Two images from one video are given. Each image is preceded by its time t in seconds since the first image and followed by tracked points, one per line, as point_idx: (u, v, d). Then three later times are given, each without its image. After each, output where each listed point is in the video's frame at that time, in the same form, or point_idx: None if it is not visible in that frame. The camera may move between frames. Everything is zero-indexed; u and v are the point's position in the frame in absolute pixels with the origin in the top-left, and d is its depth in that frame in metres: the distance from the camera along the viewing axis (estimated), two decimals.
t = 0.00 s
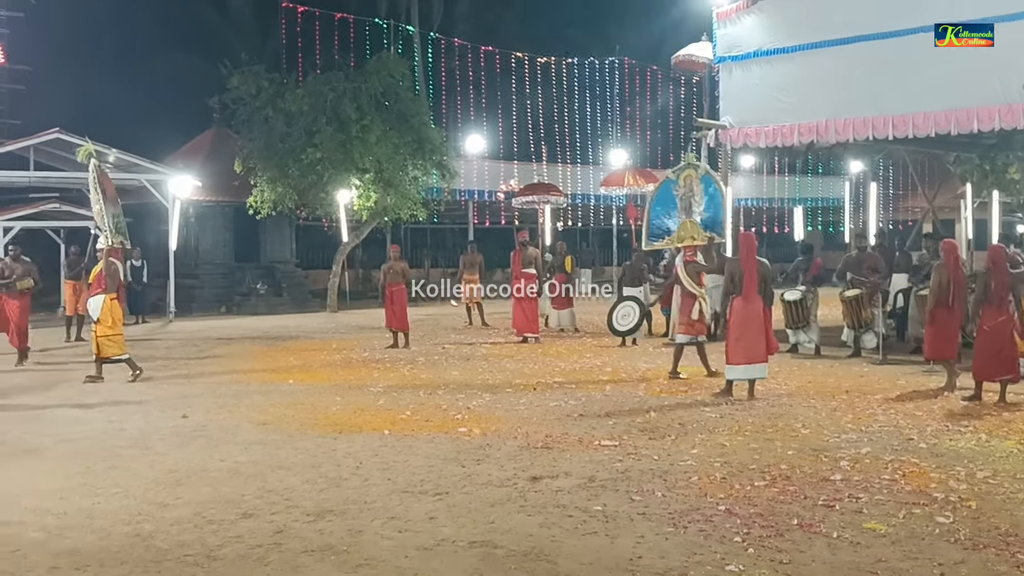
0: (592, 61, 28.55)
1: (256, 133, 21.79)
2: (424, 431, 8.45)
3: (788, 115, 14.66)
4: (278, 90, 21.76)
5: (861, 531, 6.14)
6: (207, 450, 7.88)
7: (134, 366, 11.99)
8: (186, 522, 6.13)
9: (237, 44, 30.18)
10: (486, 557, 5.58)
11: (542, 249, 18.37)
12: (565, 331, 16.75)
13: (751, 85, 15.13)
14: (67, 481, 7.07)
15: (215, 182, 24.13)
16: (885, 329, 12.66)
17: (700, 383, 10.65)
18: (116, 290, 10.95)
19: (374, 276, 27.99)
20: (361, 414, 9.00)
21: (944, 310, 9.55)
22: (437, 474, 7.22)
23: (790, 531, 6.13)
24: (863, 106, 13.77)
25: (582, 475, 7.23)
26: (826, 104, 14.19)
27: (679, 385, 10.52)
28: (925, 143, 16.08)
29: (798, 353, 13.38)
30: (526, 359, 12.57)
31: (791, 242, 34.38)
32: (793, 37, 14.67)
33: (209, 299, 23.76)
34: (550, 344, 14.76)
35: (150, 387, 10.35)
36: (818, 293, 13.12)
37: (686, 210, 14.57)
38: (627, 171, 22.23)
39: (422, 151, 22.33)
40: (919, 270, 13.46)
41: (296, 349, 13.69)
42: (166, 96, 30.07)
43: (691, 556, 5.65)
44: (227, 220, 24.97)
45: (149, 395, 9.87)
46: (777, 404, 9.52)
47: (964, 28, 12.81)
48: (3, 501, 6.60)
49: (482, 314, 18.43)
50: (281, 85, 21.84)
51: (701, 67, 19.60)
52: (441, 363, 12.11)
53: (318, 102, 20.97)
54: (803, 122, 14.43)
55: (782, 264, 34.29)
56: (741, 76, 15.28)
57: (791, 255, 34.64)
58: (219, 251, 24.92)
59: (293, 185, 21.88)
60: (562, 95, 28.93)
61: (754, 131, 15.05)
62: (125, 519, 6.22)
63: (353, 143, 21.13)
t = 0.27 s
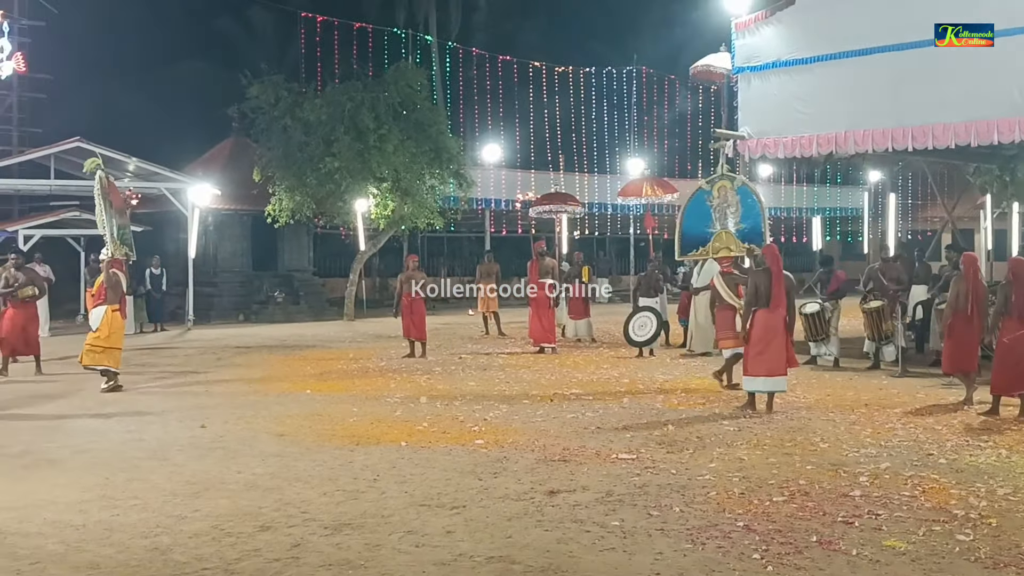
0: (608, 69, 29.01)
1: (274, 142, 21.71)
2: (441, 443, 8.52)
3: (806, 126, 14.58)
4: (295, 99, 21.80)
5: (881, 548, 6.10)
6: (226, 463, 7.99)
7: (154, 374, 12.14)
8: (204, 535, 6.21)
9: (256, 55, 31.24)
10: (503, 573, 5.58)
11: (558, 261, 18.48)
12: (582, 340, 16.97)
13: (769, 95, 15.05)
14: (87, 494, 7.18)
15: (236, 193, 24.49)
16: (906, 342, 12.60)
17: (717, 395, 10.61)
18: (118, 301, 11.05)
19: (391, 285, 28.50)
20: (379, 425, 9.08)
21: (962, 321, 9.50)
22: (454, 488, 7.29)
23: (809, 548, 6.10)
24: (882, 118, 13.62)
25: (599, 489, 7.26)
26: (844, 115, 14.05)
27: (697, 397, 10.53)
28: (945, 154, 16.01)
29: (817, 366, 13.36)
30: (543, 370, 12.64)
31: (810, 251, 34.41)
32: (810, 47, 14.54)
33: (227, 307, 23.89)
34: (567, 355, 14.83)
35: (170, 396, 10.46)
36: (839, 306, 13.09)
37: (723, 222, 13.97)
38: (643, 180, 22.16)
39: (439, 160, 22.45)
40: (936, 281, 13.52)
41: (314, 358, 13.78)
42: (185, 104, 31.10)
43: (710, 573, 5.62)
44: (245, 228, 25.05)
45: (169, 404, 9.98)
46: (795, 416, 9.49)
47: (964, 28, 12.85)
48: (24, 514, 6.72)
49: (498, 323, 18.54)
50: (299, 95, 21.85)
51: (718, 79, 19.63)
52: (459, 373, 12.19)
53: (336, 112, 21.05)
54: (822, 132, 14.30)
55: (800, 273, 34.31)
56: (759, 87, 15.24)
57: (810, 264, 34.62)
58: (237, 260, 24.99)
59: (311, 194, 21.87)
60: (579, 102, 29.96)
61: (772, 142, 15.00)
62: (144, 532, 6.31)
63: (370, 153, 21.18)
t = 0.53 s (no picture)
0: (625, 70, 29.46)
1: (291, 145, 21.81)
2: (457, 447, 8.54)
3: (824, 128, 14.32)
4: (312, 103, 21.81)
5: (901, 555, 6.05)
6: (243, 467, 8.03)
7: (170, 377, 12.18)
8: (221, 539, 6.24)
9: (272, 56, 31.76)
10: None
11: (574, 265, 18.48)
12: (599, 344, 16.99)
13: (786, 98, 14.80)
14: (105, 497, 7.23)
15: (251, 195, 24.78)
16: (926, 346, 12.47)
17: (734, 400, 10.54)
18: (120, 305, 10.88)
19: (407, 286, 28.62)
20: (395, 428, 9.08)
21: (980, 325, 9.30)
22: (471, 492, 7.31)
23: (828, 555, 6.05)
24: (902, 120, 13.50)
25: (617, 494, 7.24)
26: (863, 118, 13.88)
27: (714, 402, 10.46)
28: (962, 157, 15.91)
29: (836, 369, 13.27)
30: (560, 373, 12.61)
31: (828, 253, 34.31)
32: (828, 50, 14.37)
33: (244, 309, 24.06)
34: (583, 358, 14.80)
35: (187, 399, 10.48)
36: (858, 309, 12.96)
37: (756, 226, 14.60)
38: (661, 183, 22.01)
39: (455, 163, 22.49)
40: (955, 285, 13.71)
41: (331, 360, 13.81)
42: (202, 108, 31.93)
43: None
44: (262, 231, 25.20)
45: (186, 406, 10.01)
46: (813, 421, 9.42)
47: (964, 28, 13.01)
48: (43, 517, 6.79)
49: (514, 326, 18.55)
50: (316, 97, 21.87)
51: (736, 80, 19.52)
52: (476, 376, 12.18)
53: (352, 114, 21.10)
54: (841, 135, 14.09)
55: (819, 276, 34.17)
56: (777, 89, 14.94)
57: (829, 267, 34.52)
58: (254, 262, 25.14)
59: (327, 197, 21.90)
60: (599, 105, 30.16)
61: (791, 145, 14.70)
62: (163, 535, 6.36)
63: (386, 155, 21.20)
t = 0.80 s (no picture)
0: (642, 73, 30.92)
1: (309, 147, 21.95)
2: (475, 448, 8.55)
3: (843, 129, 14.33)
4: (331, 104, 21.99)
5: (920, 559, 6.00)
6: (261, 469, 8.07)
7: (188, 379, 12.24)
8: (239, 542, 6.29)
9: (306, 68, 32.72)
10: None
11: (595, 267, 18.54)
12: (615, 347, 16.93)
13: (806, 100, 14.83)
14: (124, 499, 7.29)
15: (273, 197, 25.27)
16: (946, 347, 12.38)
17: (752, 402, 10.50)
18: (121, 305, 10.64)
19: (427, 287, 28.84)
20: (413, 430, 9.11)
21: (997, 328, 9.15)
22: (490, 494, 7.32)
23: (848, 559, 6.01)
24: (920, 121, 13.43)
25: (635, 497, 7.24)
26: (882, 119, 13.84)
27: (732, 404, 10.42)
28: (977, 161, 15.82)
29: (855, 371, 13.14)
30: (577, 375, 12.60)
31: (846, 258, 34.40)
32: (847, 51, 14.35)
33: (263, 310, 24.43)
34: (601, 360, 14.79)
35: (206, 400, 10.52)
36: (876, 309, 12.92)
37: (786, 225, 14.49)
38: (678, 184, 21.95)
39: (473, 166, 22.55)
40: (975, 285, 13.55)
41: (350, 362, 13.83)
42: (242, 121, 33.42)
43: None
44: (281, 232, 25.86)
45: (205, 408, 10.05)
46: (833, 425, 9.30)
47: (964, 28, 13.02)
48: (62, 520, 6.87)
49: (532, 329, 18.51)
50: (336, 100, 22.03)
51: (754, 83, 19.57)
52: (494, 377, 12.20)
53: (371, 117, 21.25)
54: (861, 137, 14.05)
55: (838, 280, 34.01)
56: (796, 91, 14.97)
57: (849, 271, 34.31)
58: (273, 264, 25.78)
59: (346, 199, 21.97)
60: (615, 107, 31.73)
61: (810, 145, 14.71)
62: (182, 537, 6.42)
63: (404, 157, 21.24)
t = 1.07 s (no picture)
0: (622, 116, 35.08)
1: (358, 177, 26.88)
2: (490, 416, 10.72)
3: (783, 162, 18.81)
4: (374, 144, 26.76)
5: (845, 504, 7.84)
6: (318, 433, 10.13)
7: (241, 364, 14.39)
8: (303, 492, 8.19)
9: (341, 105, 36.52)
10: (543, 522, 7.25)
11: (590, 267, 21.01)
12: (604, 334, 19.10)
13: (754, 140, 19.37)
14: (212, 458, 9.23)
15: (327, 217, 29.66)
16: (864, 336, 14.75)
17: (712, 379, 12.73)
18: (199, 302, 13.53)
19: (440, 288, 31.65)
20: (439, 403, 11.29)
21: (905, 321, 11.45)
22: (502, 452, 9.38)
23: (786, 504, 7.84)
24: (846, 155, 17.69)
25: (617, 455, 9.30)
26: (815, 154, 18.23)
27: (696, 381, 12.65)
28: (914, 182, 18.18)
29: (790, 353, 15.63)
30: (572, 358, 14.88)
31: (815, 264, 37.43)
32: (790, 100, 18.67)
33: (322, 306, 29.39)
34: (591, 346, 17.17)
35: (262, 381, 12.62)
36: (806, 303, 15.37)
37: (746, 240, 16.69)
38: (652, 206, 24.26)
39: (488, 192, 27.78)
40: (889, 287, 15.82)
41: (390, 351, 16.26)
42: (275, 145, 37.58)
43: (708, 523, 7.23)
44: (335, 245, 30.39)
45: (265, 388, 12.16)
46: (775, 397, 11.57)
47: (963, 29, 15.68)
48: (167, 473, 8.80)
49: (535, 319, 21.59)
50: (377, 139, 26.80)
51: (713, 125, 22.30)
52: (502, 361, 14.43)
53: (406, 153, 26.30)
54: (794, 168, 18.54)
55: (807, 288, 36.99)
56: (746, 133, 19.49)
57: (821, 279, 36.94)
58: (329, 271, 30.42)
59: (386, 218, 26.87)
60: (601, 144, 35.27)
61: (755, 175, 19.29)
62: (255, 487, 8.36)
63: (433, 185, 26.37)
